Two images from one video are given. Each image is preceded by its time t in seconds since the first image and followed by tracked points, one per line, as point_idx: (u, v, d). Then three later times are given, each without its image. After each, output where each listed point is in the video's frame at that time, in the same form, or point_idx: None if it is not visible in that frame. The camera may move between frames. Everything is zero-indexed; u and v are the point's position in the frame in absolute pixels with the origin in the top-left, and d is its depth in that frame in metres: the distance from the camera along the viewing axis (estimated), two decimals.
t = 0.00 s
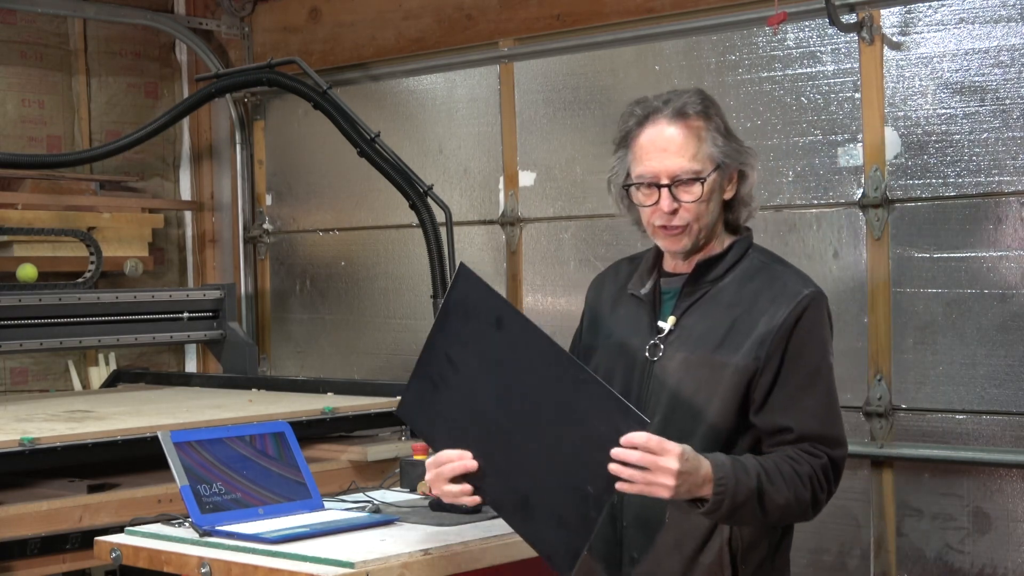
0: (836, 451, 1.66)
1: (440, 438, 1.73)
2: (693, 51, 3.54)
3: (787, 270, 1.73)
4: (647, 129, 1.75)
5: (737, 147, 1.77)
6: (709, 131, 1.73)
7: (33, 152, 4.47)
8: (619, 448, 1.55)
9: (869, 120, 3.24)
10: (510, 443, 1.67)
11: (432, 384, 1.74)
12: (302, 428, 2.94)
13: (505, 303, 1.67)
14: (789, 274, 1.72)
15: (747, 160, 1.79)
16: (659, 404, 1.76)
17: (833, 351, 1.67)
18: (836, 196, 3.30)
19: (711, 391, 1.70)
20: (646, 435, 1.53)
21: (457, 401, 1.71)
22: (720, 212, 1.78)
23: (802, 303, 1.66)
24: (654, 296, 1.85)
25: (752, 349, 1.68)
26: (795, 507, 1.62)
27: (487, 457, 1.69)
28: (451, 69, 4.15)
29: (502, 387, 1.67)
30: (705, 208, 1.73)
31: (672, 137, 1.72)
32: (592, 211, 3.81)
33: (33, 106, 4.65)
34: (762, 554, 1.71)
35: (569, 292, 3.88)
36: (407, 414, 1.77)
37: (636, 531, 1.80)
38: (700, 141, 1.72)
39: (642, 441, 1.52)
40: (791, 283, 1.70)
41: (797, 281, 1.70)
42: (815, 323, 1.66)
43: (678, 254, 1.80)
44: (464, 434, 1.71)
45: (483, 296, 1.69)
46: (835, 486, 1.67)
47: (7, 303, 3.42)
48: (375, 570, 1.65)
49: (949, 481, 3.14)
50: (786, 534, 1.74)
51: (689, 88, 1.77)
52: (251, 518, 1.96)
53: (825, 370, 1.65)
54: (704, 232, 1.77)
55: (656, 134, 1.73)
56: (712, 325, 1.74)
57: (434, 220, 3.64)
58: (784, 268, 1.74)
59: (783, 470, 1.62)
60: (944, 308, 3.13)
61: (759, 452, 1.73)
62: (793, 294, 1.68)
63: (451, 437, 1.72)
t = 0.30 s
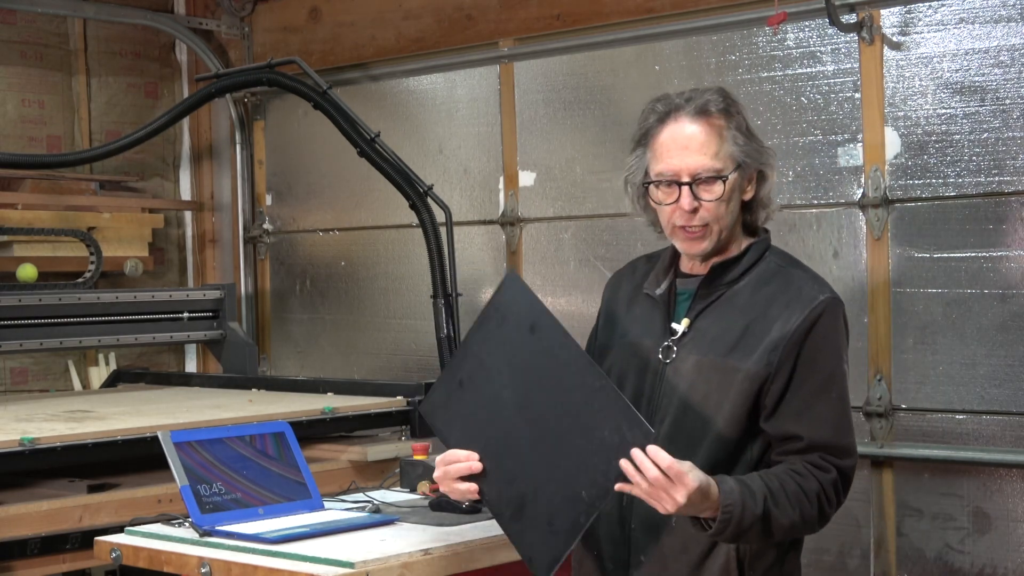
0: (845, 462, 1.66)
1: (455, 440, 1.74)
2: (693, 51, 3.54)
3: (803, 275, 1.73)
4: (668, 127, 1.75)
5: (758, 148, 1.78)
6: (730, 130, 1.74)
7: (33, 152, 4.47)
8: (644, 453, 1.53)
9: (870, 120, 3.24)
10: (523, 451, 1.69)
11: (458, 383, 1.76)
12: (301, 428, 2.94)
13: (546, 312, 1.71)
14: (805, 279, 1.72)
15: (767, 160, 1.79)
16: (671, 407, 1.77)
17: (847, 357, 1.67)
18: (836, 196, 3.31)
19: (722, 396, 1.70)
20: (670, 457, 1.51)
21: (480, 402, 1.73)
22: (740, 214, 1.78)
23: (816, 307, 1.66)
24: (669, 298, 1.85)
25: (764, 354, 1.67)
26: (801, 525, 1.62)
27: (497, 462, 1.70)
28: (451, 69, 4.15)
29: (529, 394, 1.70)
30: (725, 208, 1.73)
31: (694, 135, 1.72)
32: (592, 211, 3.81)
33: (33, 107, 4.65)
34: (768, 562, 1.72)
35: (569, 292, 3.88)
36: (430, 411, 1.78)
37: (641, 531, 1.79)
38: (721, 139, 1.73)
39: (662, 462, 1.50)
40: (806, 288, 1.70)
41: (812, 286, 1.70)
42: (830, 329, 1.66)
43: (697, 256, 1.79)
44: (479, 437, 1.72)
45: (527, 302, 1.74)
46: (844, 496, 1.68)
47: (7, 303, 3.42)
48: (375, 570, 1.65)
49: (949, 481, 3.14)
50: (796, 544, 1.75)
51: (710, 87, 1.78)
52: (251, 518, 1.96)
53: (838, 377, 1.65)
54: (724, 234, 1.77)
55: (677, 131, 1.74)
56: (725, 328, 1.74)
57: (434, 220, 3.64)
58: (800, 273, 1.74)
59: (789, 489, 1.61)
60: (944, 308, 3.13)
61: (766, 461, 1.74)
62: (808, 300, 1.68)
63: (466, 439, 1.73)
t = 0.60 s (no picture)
0: (856, 464, 1.65)
1: (463, 442, 1.77)
2: (693, 51, 3.54)
3: (812, 276, 1.73)
4: (676, 130, 1.76)
5: (765, 150, 1.78)
6: (739, 133, 1.74)
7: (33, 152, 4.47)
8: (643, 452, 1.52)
9: (870, 120, 3.24)
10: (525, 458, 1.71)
11: (470, 386, 1.80)
12: (301, 428, 2.94)
13: (561, 323, 1.73)
14: (814, 281, 1.72)
15: (774, 161, 1.80)
16: (678, 407, 1.77)
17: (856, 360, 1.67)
18: (836, 196, 3.31)
19: (730, 398, 1.71)
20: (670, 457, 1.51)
21: (489, 406, 1.76)
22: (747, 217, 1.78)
23: (824, 311, 1.66)
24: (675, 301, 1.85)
25: (773, 357, 1.68)
26: (806, 527, 1.62)
27: (501, 465, 1.72)
28: (451, 69, 4.16)
29: (535, 400, 1.72)
30: (733, 211, 1.73)
31: (702, 139, 1.73)
32: (592, 211, 3.81)
33: (33, 107, 4.65)
34: (775, 564, 1.71)
35: (569, 292, 3.88)
36: (440, 412, 1.82)
37: (647, 532, 1.80)
38: (730, 142, 1.73)
39: (663, 461, 1.50)
40: (814, 291, 1.70)
41: (820, 289, 1.70)
42: (839, 332, 1.66)
43: (704, 259, 1.79)
44: (486, 438, 1.75)
45: (541, 312, 1.76)
46: (855, 499, 1.67)
47: (7, 303, 3.42)
48: (375, 570, 1.65)
49: (949, 481, 3.14)
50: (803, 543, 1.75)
51: (718, 90, 1.79)
52: (251, 518, 1.96)
53: (848, 381, 1.64)
54: (731, 237, 1.77)
55: (686, 135, 1.74)
56: (733, 330, 1.74)
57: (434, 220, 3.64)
58: (809, 274, 1.73)
59: (796, 490, 1.61)
60: (944, 308, 3.13)
61: (775, 463, 1.73)
62: (816, 303, 1.68)
63: (473, 441, 1.76)
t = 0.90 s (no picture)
0: (861, 464, 1.65)
1: (466, 441, 1.76)
2: (693, 51, 3.54)
3: (814, 276, 1.73)
4: (680, 130, 1.75)
5: (768, 151, 1.78)
6: (741, 133, 1.74)
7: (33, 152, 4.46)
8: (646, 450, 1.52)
9: (870, 120, 3.24)
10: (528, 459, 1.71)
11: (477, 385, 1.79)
12: (301, 428, 2.94)
13: (578, 328, 1.72)
14: (817, 281, 1.72)
15: (776, 162, 1.80)
16: (680, 407, 1.77)
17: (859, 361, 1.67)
18: (836, 196, 3.31)
19: (732, 399, 1.71)
20: (672, 456, 1.51)
21: (496, 406, 1.76)
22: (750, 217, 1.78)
23: (826, 311, 1.66)
24: (677, 301, 1.85)
25: (775, 358, 1.68)
26: (813, 527, 1.62)
27: (506, 465, 1.72)
28: (451, 69, 4.16)
29: (543, 403, 1.72)
30: (737, 212, 1.73)
31: (705, 141, 1.73)
32: (591, 211, 3.81)
33: (33, 107, 4.65)
34: (777, 564, 1.72)
35: (569, 292, 3.88)
36: (445, 413, 1.81)
37: (648, 531, 1.80)
38: (733, 144, 1.73)
39: (665, 462, 1.50)
40: (817, 291, 1.70)
41: (823, 289, 1.70)
42: (841, 333, 1.66)
43: (707, 259, 1.79)
44: (489, 438, 1.74)
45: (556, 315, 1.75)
46: (859, 499, 1.67)
47: (7, 303, 3.42)
48: (375, 570, 1.65)
49: (949, 481, 3.14)
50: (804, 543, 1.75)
51: (720, 91, 1.79)
52: (251, 518, 1.96)
53: (851, 381, 1.64)
54: (735, 238, 1.77)
55: (689, 136, 1.74)
56: (735, 330, 1.74)
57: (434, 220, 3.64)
58: (811, 275, 1.73)
59: (803, 490, 1.61)
60: (944, 308, 3.13)
61: (778, 463, 1.73)
62: (819, 303, 1.68)
63: (477, 441, 1.75)
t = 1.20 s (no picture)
0: (861, 464, 1.65)
1: (466, 440, 1.76)
2: (693, 51, 3.54)
3: (814, 276, 1.73)
4: (680, 130, 1.76)
5: (768, 151, 1.78)
6: (741, 133, 1.74)
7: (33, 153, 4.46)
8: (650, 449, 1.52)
9: (870, 120, 3.24)
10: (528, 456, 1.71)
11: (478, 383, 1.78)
12: (301, 428, 2.94)
13: (583, 329, 1.72)
14: (817, 282, 1.72)
15: (776, 162, 1.80)
16: (681, 407, 1.77)
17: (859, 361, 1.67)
18: (836, 196, 3.31)
19: (733, 398, 1.71)
20: (675, 457, 1.50)
21: (498, 404, 1.75)
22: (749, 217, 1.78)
23: (826, 312, 1.66)
24: (677, 301, 1.85)
25: (775, 358, 1.68)
26: (813, 527, 1.62)
27: (507, 464, 1.72)
28: (451, 69, 4.16)
29: (545, 402, 1.72)
30: (736, 211, 1.73)
31: (704, 140, 1.73)
32: (591, 211, 3.81)
33: (33, 106, 4.65)
34: (776, 564, 1.72)
35: (569, 293, 3.88)
36: (445, 411, 1.81)
37: (648, 531, 1.80)
38: (733, 143, 1.73)
39: (668, 462, 1.50)
40: (817, 292, 1.70)
41: (823, 289, 1.70)
42: (841, 333, 1.66)
43: (707, 259, 1.79)
44: (490, 437, 1.74)
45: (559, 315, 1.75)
46: (859, 499, 1.67)
47: (7, 303, 3.42)
48: (375, 570, 1.65)
49: (949, 481, 3.14)
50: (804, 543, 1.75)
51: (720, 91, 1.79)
52: (251, 518, 1.96)
53: (851, 382, 1.64)
54: (735, 238, 1.77)
55: (689, 136, 1.74)
56: (735, 329, 1.74)
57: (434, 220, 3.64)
58: (811, 275, 1.73)
59: (803, 490, 1.61)
60: (944, 308, 3.13)
61: (778, 463, 1.73)
62: (819, 303, 1.68)
63: (477, 439, 1.75)
